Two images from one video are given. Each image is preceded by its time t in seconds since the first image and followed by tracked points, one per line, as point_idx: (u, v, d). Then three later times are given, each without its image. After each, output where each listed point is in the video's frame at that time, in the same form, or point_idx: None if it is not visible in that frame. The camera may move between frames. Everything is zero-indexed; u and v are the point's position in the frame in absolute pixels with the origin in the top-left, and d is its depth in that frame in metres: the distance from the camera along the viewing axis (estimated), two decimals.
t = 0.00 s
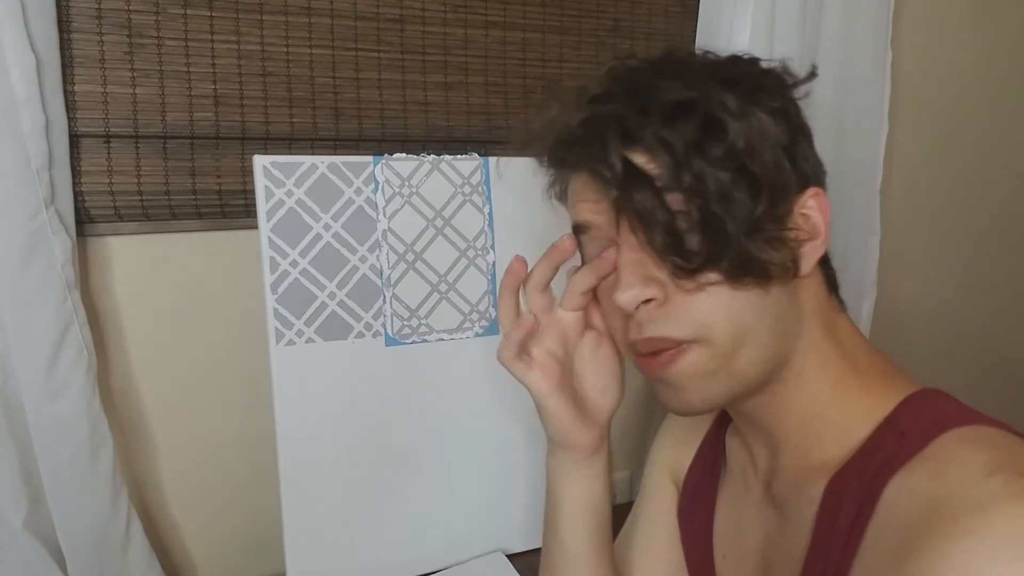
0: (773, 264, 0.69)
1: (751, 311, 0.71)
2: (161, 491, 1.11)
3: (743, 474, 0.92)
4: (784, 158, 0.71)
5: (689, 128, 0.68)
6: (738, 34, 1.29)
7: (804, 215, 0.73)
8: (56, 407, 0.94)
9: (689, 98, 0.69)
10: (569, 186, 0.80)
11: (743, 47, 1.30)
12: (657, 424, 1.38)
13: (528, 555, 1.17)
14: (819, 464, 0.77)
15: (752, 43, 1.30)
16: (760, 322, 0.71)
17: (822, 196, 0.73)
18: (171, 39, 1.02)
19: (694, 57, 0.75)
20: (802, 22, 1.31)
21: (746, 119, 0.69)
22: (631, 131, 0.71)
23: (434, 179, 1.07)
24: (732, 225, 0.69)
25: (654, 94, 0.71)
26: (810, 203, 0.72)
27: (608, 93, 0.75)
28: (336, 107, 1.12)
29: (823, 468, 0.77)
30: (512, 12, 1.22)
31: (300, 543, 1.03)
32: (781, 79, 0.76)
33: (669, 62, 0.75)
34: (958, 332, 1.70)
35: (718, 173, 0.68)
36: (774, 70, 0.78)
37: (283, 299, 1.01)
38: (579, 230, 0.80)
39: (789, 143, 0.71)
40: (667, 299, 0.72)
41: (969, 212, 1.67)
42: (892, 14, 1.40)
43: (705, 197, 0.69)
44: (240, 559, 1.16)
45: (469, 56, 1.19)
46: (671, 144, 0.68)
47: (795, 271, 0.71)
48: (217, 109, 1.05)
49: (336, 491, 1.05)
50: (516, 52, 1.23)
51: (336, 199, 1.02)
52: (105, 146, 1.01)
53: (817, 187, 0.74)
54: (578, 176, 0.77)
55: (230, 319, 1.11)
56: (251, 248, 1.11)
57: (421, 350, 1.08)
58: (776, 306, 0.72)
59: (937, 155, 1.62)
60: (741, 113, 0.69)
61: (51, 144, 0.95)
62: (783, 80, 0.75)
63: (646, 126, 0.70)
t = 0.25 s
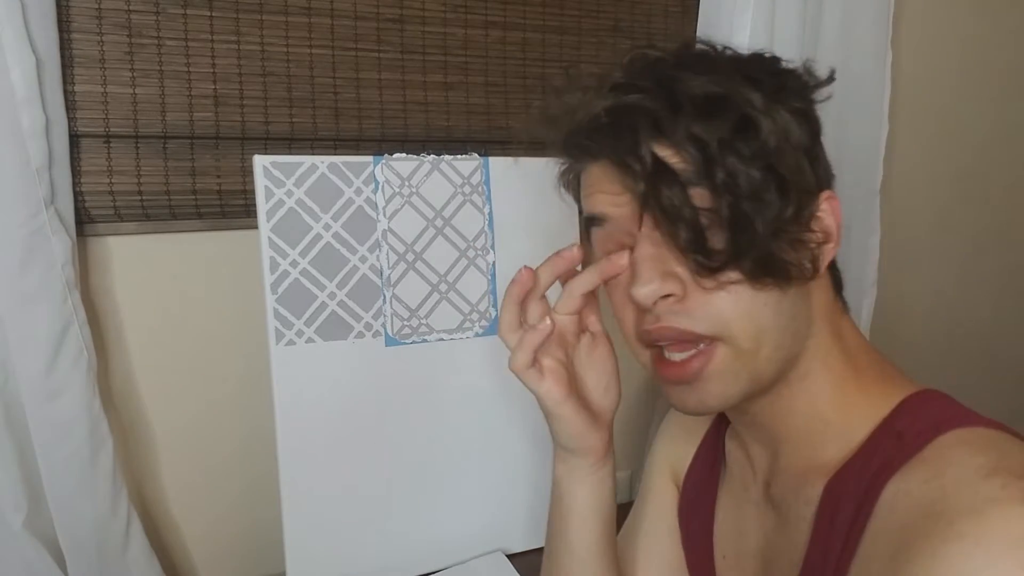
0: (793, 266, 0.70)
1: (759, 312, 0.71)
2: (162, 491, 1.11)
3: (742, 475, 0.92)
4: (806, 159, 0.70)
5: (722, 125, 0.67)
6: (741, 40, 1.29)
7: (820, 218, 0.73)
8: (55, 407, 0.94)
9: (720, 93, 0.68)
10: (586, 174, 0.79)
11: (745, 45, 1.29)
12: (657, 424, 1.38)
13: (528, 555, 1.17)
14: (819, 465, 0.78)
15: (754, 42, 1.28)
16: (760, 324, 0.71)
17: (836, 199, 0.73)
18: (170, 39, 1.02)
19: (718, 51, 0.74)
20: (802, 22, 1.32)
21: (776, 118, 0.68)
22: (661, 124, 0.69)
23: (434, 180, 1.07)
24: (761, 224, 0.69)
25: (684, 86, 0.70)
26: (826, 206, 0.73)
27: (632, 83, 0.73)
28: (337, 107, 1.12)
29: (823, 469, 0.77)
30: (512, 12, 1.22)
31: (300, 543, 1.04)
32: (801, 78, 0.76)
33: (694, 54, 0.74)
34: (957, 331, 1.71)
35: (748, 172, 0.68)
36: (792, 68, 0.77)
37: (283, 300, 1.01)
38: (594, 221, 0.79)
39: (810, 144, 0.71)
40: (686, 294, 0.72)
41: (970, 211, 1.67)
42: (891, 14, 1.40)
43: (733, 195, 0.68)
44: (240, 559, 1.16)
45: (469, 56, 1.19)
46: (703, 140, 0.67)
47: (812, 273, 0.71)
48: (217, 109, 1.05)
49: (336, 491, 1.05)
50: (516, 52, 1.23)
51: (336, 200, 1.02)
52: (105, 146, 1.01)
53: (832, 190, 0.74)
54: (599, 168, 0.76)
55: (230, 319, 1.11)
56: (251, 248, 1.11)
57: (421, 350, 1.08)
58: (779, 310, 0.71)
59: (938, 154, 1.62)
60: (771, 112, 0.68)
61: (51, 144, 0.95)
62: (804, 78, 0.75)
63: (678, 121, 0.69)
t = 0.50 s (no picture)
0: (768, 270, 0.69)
1: (757, 309, 0.71)
2: (162, 491, 1.11)
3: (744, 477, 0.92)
4: (815, 166, 0.68)
5: (719, 124, 0.67)
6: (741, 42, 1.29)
7: (827, 226, 0.70)
8: (55, 407, 0.94)
9: (727, 91, 0.68)
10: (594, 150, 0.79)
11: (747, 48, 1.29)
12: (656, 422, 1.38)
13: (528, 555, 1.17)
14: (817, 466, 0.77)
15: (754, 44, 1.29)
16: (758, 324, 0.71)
17: (850, 209, 0.70)
18: (170, 39, 1.02)
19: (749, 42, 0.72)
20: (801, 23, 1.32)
21: (782, 120, 0.67)
22: (658, 111, 0.70)
23: (434, 180, 1.07)
24: (742, 230, 0.68)
25: (694, 79, 0.69)
26: (838, 214, 0.70)
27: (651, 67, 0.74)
28: (337, 107, 1.12)
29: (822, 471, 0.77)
30: (512, 12, 1.22)
31: (300, 543, 1.03)
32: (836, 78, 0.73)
33: (722, 43, 0.72)
34: (957, 330, 1.71)
35: (738, 176, 0.67)
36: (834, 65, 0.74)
37: (283, 300, 1.01)
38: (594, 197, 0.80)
39: (824, 149, 0.69)
40: (662, 284, 0.72)
41: (970, 210, 1.68)
42: (891, 14, 1.40)
43: (721, 198, 0.68)
44: (241, 560, 1.16)
45: (470, 56, 1.19)
46: (698, 138, 0.67)
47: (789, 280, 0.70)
48: (217, 109, 1.05)
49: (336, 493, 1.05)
50: (516, 52, 1.23)
51: (336, 199, 1.02)
52: (105, 146, 1.01)
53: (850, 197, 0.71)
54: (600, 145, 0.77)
55: (230, 320, 1.11)
56: (250, 248, 1.11)
57: (421, 350, 1.08)
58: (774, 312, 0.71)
59: (940, 153, 1.62)
60: (777, 115, 0.67)
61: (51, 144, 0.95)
62: (837, 78, 0.72)
63: (675, 109, 0.69)
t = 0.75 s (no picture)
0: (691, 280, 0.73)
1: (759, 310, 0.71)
2: (162, 491, 1.11)
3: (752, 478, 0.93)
4: (727, 194, 0.68)
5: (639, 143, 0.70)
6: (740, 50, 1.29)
7: (755, 254, 0.70)
8: (55, 407, 0.94)
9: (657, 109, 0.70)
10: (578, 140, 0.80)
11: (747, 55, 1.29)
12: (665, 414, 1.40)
13: (528, 555, 1.17)
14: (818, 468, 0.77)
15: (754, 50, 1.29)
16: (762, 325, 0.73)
17: (774, 240, 0.70)
18: (170, 40, 1.02)
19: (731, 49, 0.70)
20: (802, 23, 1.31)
21: (696, 145, 0.67)
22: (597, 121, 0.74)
23: (434, 180, 1.07)
24: (651, 243, 0.73)
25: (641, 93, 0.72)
26: (761, 240, 0.70)
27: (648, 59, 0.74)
28: (336, 107, 1.12)
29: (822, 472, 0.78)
30: (512, 12, 1.22)
31: (300, 543, 1.04)
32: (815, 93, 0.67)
33: (704, 48, 0.71)
34: (957, 330, 1.71)
35: (648, 193, 0.71)
36: (830, 76, 0.68)
37: (283, 300, 1.01)
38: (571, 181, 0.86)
39: (745, 176, 0.68)
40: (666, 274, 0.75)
41: (970, 211, 1.67)
42: (891, 14, 1.40)
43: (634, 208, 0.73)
44: (240, 560, 1.16)
45: (469, 56, 1.19)
46: (614, 155, 0.72)
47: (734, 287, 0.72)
48: (217, 109, 1.05)
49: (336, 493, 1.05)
50: (516, 52, 1.23)
51: (336, 200, 1.02)
52: (105, 146, 1.01)
53: (782, 227, 0.69)
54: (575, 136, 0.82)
55: (231, 319, 1.11)
56: (250, 248, 1.11)
57: (421, 350, 1.08)
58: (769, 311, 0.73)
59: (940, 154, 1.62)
60: (699, 139, 0.67)
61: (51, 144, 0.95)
62: (808, 95, 0.67)
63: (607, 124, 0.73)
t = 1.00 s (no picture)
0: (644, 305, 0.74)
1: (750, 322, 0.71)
2: (162, 491, 1.11)
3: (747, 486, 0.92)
4: (640, 232, 0.69)
5: (557, 188, 0.72)
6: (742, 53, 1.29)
7: (680, 285, 0.70)
8: (55, 407, 0.94)
9: (572, 152, 0.71)
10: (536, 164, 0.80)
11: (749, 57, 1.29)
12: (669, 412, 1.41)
13: (528, 555, 1.17)
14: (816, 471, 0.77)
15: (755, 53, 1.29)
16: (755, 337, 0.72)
17: (691, 274, 0.69)
18: (170, 40, 1.02)
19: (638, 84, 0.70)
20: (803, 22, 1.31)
21: (603, 187, 0.68)
22: (531, 155, 0.76)
23: (434, 180, 1.07)
24: (583, 281, 0.74)
25: (569, 127, 0.73)
26: (680, 274, 0.70)
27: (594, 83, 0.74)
28: (336, 107, 1.12)
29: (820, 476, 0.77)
30: (512, 12, 1.22)
31: (300, 543, 1.04)
32: (715, 121, 0.65)
33: (625, 81, 0.71)
34: (958, 330, 1.71)
35: (573, 233, 0.72)
36: (739, 104, 0.66)
37: (283, 300, 1.01)
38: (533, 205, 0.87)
39: (653, 213, 0.67)
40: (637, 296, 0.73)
41: (969, 212, 1.67)
42: (892, 13, 1.40)
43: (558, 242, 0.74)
44: (240, 560, 1.16)
45: (469, 56, 1.19)
46: (538, 189, 0.74)
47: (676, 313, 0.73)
48: (217, 109, 1.05)
49: (336, 493, 1.05)
50: (516, 52, 1.23)
51: (336, 199, 1.02)
52: (105, 146, 1.01)
53: (699, 260, 0.69)
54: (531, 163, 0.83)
55: (231, 319, 1.11)
56: (251, 248, 1.11)
57: (421, 350, 1.08)
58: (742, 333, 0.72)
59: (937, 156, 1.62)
60: (608, 175, 0.68)
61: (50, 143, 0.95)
62: (706, 126, 0.65)
63: (537, 158, 0.75)
